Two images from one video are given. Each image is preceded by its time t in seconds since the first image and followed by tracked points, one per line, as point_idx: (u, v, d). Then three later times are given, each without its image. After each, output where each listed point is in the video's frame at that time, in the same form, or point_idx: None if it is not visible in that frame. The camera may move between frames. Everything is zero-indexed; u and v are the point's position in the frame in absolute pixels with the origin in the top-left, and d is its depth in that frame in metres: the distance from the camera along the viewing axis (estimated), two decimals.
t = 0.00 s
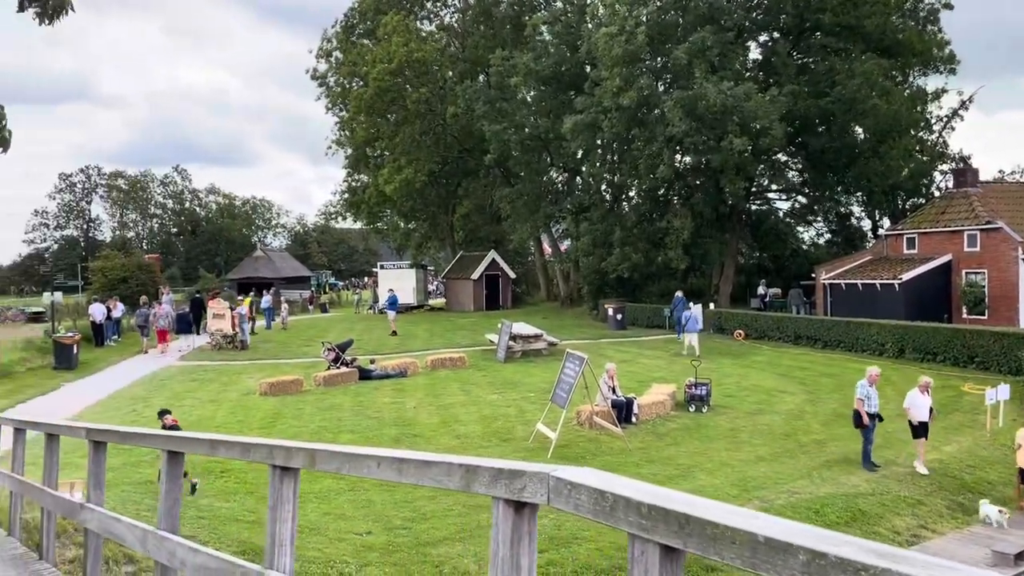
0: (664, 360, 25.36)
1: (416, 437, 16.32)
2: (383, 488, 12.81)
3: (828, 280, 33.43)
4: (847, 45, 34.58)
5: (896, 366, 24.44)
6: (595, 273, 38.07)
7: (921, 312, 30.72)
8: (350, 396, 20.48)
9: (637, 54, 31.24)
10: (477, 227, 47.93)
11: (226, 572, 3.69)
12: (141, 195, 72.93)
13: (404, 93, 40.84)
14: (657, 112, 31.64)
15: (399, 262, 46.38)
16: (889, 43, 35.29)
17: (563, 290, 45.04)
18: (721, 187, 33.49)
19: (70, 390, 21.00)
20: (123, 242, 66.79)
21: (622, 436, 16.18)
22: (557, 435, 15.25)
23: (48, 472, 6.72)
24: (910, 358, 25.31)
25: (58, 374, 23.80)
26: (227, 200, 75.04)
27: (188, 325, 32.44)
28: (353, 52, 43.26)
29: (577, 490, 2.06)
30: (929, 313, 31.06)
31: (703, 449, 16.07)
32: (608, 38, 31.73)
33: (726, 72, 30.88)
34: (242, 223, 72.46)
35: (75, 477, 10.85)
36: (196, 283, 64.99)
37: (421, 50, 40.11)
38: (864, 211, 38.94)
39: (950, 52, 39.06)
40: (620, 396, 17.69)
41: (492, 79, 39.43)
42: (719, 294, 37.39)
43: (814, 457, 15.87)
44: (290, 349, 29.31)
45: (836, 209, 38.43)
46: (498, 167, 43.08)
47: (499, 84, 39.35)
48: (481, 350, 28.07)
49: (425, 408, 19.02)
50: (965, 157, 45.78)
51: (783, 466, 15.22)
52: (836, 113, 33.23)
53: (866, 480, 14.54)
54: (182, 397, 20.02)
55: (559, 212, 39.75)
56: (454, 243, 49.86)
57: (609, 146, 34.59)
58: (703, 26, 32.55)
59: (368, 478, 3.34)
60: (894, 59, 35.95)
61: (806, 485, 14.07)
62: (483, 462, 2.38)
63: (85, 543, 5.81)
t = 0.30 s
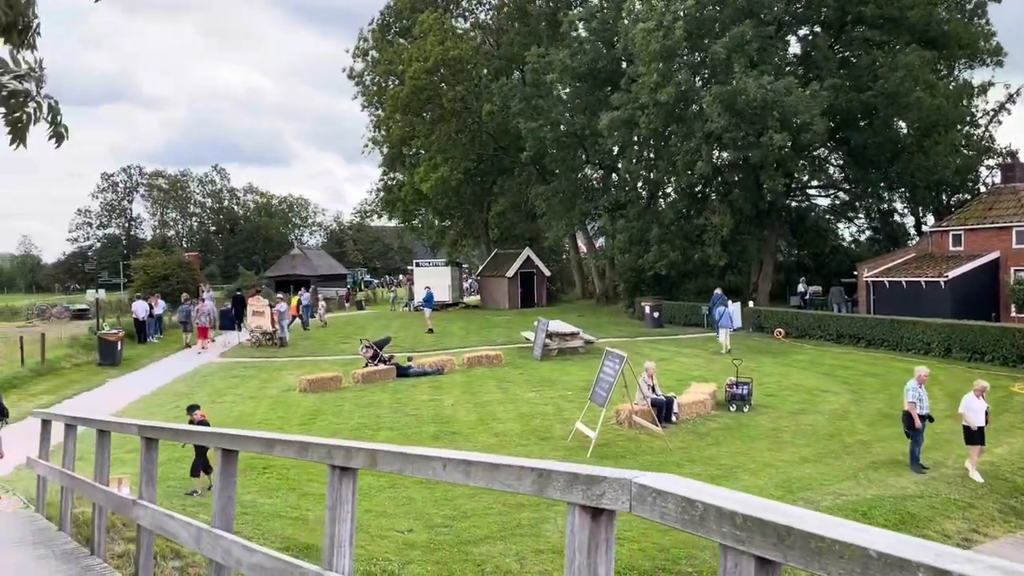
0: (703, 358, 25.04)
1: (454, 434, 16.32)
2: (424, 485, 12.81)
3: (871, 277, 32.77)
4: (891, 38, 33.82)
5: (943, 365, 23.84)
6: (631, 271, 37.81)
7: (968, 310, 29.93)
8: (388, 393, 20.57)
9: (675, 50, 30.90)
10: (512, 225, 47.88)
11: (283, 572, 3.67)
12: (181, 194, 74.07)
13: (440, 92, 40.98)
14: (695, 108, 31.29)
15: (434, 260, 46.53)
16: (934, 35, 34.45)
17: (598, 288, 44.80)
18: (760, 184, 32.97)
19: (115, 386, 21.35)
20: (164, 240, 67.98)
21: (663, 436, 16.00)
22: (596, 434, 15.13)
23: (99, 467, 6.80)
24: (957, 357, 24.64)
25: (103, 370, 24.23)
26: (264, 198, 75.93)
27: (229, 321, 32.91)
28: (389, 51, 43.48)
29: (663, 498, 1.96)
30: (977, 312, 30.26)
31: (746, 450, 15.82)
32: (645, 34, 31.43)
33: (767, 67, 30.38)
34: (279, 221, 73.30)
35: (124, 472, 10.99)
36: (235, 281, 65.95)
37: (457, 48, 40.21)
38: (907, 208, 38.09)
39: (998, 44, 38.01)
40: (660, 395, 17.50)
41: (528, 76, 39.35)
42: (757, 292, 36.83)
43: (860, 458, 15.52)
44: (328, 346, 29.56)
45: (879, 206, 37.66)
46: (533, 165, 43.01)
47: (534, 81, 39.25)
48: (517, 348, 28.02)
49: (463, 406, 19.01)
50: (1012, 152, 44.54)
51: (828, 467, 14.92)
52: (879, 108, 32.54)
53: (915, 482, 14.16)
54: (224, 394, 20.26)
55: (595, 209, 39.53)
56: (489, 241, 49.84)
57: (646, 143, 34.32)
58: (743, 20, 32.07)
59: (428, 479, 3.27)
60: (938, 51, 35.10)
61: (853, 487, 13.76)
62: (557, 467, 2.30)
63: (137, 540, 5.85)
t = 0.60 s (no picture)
0: (739, 357, 24.72)
1: (490, 433, 16.27)
2: (461, 483, 12.77)
3: (911, 276, 32.17)
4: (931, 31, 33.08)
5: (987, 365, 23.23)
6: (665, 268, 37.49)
7: (1014, 309, 29.02)
8: (423, 390, 20.61)
9: (710, 45, 30.51)
10: (543, 223, 47.75)
11: None
12: (215, 193, 74.96)
13: (471, 90, 40.99)
14: (731, 104, 30.86)
15: (466, 258, 46.60)
16: (978, 28, 33.61)
17: (630, 286, 44.48)
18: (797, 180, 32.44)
19: (154, 383, 21.67)
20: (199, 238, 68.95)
21: (701, 436, 15.82)
22: (634, 433, 14.98)
23: (146, 464, 6.84)
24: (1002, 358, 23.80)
25: (142, 366, 24.59)
26: (297, 197, 76.73)
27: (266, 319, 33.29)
28: (421, 49, 43.60)
29: (760, 511, 1.87)
30: None
31: (785, 450, 15.56)
32: (680, 29, 31.07)
33: (804, 61, 29.86)
34: (312, 220, 74.00)
35: (167, 468, 11.10)
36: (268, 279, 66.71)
37: (488, 45, 40.20)
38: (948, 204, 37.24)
39: None
40: (698, 395, 17.31)
41: (560, 73, 39.19)
42: (794, 289, 36.25)
43: (904, 460, 15.16)
44: (362, 343, 29.72)
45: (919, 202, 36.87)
46: (565, 162, 42.86)
47: (567, 78, 39.08)
48: (550, 346, 27.92)
49: (498, 404, 18.95)
50: None
51: (871, 468, 14.61)
52: (919, 103, 31.83)
53: (962, 485, 13.78)
54: (260, 391, 20.43)
55: (628, 207, 39.27)
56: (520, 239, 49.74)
57: (680, 140, 33.96)
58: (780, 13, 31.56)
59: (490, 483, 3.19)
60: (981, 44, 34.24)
61: (897, 489, 13.44)
62: (639, 475, 2.20)
63: (186, 538, 5.87)
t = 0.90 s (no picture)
0: (772, 355, 24.37)
1: (520, 431, 16.22)
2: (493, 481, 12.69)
3: (949, 273, 31.43)
4: (970, 23, 32.37)
5: None
6: (694, 265, 37.16)
7: None
8: (452, 388, 20.60)
9: (742, 39, 30.15)
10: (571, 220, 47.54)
11: None
12: (245, 190, 75.68)
13: (499, 87, 40.97)
14: (763, 99, 30.45)
15: (493, 256, 46.54)
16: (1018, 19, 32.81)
17: (659, 284, 44.11)
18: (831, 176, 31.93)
19: (187, 378, 21.93)
20: (229, 236, 69.71)
21: (735, 435, 15.61)
22: (666, 432, 14.83)
23: (183, 460, 6.85)
24: None
25: (175, 362, 24.88)
26: (326, 195, 77.26)
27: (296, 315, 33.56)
28: (449, 46, 43.66)
29: (844, 519, 1.75)
30: None
31: (821, 450, 15.30)
32: (711, 23, 30.76)
33: (838, 55, 29.38)
34: (340, 218, 74.48)
35: (202, 464, 11.16)
36: (297, 276, 67.24)
37: (517, 41, 40.13)
38: (986, 200, 36.43)
39: None
40: (731, 393, 17.10)
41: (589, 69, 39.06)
42: (826, 287, 35.67)
43: (944, 461, 14.80)
44: (391, 341, 29.81)
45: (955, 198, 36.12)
46: (594, 158, 42.65)
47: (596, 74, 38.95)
48: (579, 344, 27.76)
49: (528, 402, 18.87)
50: None
51: (911, 469, 14.28)
52: (957, 97, 31.17)
53: (1006, 486, 13.41)
54: (291, 388, 20.55)
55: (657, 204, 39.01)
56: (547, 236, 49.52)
57: (711, 135, 33.61)
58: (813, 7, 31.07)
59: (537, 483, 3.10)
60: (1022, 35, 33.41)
61: (938, 491, 13.10)
62: (704, 479, 2.08)
63: (224, 536, 5.85)
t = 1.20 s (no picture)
0: (801, 354, 24.02)
1: (547, 429, 16.12)
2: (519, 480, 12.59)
3: (982, 270, 30.76)
4: (1006, 15, 31.65)
5: None
6: (721, 263, 36.78)
7: None
8: (478, 385, 20.53)
9: (770, 34, 29.73)
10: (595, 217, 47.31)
11: None
12: (271, 188, 76.24)
13: (524, 84, 40.87)
14: (792, 94, 30.02)
15: (517, 253, 46.44)
16: None
17: (684, 282, 43.74)
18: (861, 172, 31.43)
19: (215, 375, 22.09)
20: (255, 233, 70.29)
21: (764, 435, 15.39)
22: (694, 431, 14.64)
23: (213, 457, 6.82)
24: None
25: (203, 359, 25.06)
26: (350, 193, 77.61)
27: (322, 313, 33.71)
28: (473, 43, 43.61)
29: (932, 530, 1.62)
30: None
31: (853, 450, 15.02)
32: (738, 18, 30.36)
33: (869, 49, 28.86)
34: (364, 215, 74.88)
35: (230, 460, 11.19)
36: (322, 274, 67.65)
37: (542, 38, 39.96)
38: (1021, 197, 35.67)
39: None
40: (760, 392, 16.87)
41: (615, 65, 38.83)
42: (855, 285, 35.12)
43: (980, 462, 14.46)
44: (416, 338, 29.83)
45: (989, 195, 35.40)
46: (619, 155, 42.39)
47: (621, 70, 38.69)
48: (604, 341, 27.58)
49: (554, 400, 18.75)
50: None
51: (947, 470, 13.95)
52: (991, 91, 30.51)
53: None
54: (317, 384, 20.61)
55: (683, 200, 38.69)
56: (571, 234, 49.30)
57: (738, 131, 33.19)
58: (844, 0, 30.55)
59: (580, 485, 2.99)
60: None
61: (975, 493, 12.78)
62: (769, 485, 1.97)
63: (255, 534, 5.81)
